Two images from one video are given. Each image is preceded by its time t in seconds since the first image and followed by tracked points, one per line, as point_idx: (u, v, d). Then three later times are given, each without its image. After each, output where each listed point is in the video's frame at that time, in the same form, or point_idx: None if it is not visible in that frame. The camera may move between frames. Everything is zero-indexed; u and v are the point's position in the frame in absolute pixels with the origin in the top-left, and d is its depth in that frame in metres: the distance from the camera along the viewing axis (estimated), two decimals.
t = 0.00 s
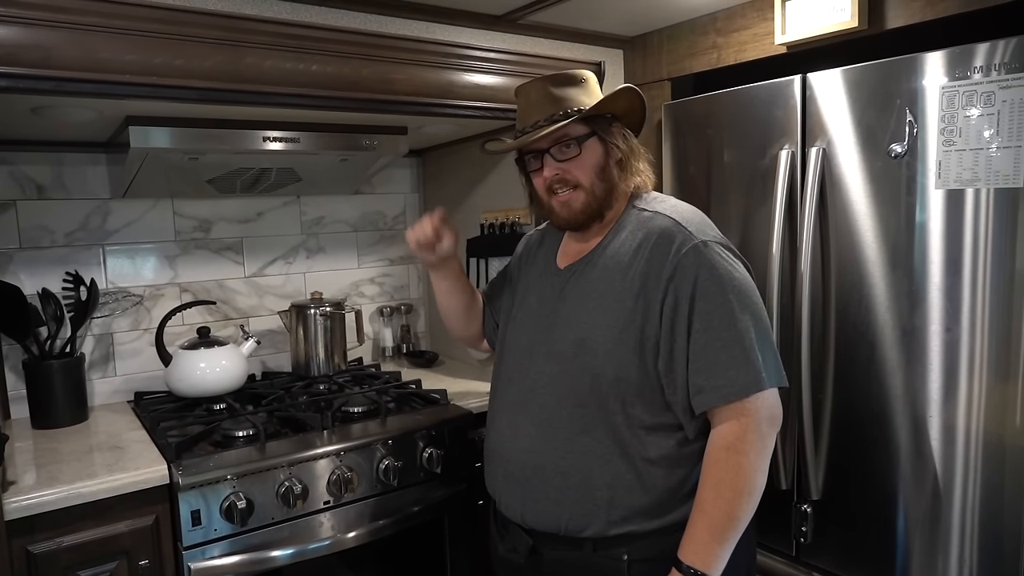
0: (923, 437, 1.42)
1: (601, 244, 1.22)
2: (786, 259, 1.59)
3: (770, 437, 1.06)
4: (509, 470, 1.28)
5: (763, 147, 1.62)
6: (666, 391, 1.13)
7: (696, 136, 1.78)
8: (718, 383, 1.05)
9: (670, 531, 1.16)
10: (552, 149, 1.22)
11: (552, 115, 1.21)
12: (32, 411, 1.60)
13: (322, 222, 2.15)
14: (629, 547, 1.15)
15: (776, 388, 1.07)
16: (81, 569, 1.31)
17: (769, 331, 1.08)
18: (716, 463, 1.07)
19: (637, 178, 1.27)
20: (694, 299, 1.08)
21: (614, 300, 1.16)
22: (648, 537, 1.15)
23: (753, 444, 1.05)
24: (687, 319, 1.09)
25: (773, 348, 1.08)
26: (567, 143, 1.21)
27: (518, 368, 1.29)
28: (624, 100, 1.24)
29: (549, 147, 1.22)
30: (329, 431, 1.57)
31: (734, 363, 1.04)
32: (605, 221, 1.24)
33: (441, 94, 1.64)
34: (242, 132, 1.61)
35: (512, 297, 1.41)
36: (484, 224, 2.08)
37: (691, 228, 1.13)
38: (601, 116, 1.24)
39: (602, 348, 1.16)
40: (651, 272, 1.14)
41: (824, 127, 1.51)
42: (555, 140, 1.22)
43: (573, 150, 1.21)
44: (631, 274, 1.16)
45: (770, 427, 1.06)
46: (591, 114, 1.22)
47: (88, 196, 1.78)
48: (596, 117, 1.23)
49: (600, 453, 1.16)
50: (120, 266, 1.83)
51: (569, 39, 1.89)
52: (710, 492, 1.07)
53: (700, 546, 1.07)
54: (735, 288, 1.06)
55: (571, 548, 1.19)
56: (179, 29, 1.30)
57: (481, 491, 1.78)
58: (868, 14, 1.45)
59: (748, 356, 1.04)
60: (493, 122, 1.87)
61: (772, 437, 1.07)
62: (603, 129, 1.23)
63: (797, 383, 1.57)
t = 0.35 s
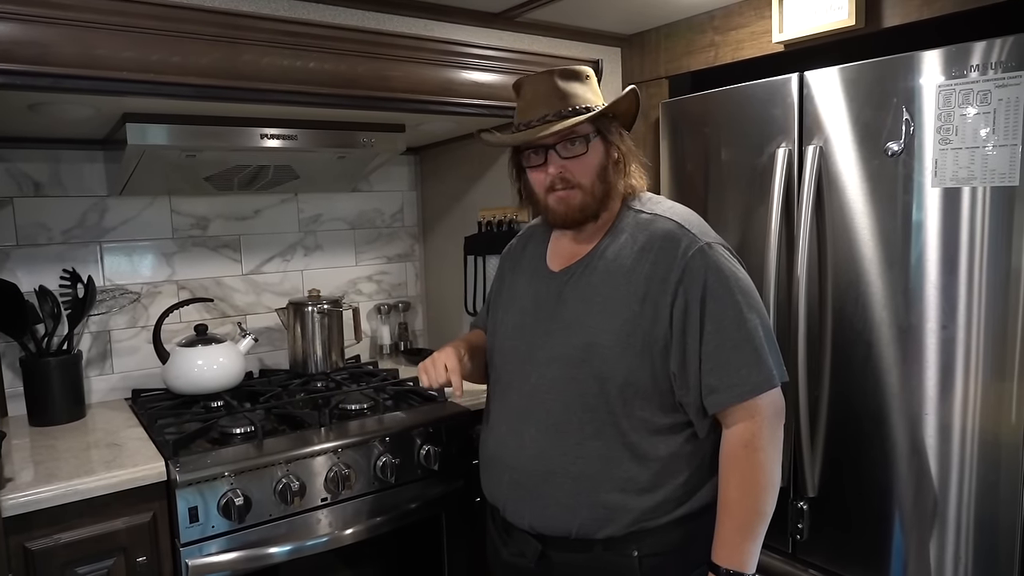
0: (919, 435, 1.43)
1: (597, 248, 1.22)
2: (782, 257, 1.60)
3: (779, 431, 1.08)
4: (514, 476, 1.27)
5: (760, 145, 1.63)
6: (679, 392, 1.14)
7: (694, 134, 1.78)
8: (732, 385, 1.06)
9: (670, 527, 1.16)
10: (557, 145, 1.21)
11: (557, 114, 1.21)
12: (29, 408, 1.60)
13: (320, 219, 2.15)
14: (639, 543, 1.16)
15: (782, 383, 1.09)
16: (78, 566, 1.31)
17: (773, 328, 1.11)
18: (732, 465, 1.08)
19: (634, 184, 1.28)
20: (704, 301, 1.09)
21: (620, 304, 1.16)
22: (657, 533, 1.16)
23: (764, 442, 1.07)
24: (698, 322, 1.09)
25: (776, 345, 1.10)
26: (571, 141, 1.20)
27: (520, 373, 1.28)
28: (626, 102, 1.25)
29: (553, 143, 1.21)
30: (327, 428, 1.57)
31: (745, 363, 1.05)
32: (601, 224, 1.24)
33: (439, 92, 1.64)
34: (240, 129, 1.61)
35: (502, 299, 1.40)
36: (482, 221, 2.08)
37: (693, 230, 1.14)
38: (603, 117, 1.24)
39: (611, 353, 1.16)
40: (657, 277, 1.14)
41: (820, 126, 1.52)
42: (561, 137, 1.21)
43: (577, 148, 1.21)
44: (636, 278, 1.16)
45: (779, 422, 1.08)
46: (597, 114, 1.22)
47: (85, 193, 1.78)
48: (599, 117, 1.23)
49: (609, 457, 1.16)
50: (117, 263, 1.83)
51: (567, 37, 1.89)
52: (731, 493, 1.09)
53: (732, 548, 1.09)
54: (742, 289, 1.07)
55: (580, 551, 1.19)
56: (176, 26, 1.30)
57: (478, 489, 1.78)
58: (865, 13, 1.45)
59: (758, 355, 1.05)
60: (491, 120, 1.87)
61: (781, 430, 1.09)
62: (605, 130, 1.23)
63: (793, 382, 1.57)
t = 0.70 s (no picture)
0: (917, 429, 1.43)
1: (601, 243, 1.22)
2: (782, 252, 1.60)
3: (779, 429, 1.08)
4: (516, 471, 1.27)
5: (759, 141, 1.63)
6: (681, 390, 1.14)
7: (693, 129, 1.78)
8: (737, 384, 1.05)
9: (671, 520, 1.17)
10: (507, 150, 1.25)
11: (499, 119, 1.25)
12: (28, 404, 1.60)
13: (318, 215, 2.14)
14: (639, 537, 1.16)
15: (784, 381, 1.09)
16: (78, 561, 1.31)
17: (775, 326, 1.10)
18: (730, 460, 1.08)
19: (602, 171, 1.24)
20: (708, 300, 1.08)
21: (624, 301, 1.16)
22: (659, 527, 1.16)
23: (764, 438, 1.07)
24: (701, 320, 1.09)
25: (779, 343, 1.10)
26: (516, 144, 1.24)
27: (524, 368, 1.28)
28: (578, 96, 1.21)
29: (505, 149, 1.26)
30: (326, 423, 1.57)
31: (748, 362, 1.05)
32: (576, 216, 1.26)
33: (437, 86, 1.64)
34: (238, 124, 1.61)
35: (506, 293, 1.40)
36: (481, 217, 2.07)
37: (698, 228, 1.13)
38: (555, 114, 1.22)
39: (616, 351, 1.16)
40: (661, 275, 1.14)
41: (820, 121, 1.52)
42: (510, 141, 1.25)
43: (524, 151, 1.23)
44: (640, 276, 1.16)
45: (779, 420, 1.08)
46: (537, 114, 1.21)
47: (83, 188, 1.77)
48: (547, 116, 1.22)
49: (614, 453, 1.17)
50: (116, 259, 1.82)
51: (566, 32, 1.88)
52: (726, 487, 1.09)
53: (725, 542, 1.09)
54: (745, 288, 1.07)
55: (581, 544, 1.20)
56: (174, 20, 1.30)
57: (477, 484, 1.78)
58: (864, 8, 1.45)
59: (762, 354, 1.05)
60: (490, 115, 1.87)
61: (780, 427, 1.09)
62: (554, 128, 1.22)
63: (792, 377, 1.57)
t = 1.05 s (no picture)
0: (913, 426, 1.43)
1: (592, 244, 1.22)
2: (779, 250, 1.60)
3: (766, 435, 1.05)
4: (505, 464, 1.29)
5: (757, 138, 1.63)
6: (661, 391, 1.13)
7: (690, 127, 1.78)
8: (714, 386, 1.03)
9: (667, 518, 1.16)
10: (503, 155, 1.26)
11: (491, 124, 1.26)
12: (24, 403, 1.59)
13: (315, 213, 2.14)
14: (623, 534, 1.16)
15: (772, 386, 1.06)
16: (75, 561, 1.31)
17: (761, 331, 1.07)
18: (705, 446, 1.04)
19: (596, 172, 1.23)
20: (687, 300, 1.07)
21: (607, 301, 1.16)
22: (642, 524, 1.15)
23: (749, 437, 1.03)
24: (680, 320, 1.08)
25: (766, 347, 1.07)
26: (509, 149, 1.24)
27: (518, 365, 1.30)
28: (568, 99, 1.21)
29: (501, 153, 1.26)
30: (323, 422, 1.57)
31: (728, 364, 1.03)
32: (573, 216, 1.26)
33: (434, 84, 1.64)
34: (234, 122, 1.61)
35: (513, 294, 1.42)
36: (478, 215, 2.07)
37: (682, 229, 1.12)
38: (546, 117, 1.23)
39: (596, 350, 1.16)
40: (643, 275, 1.13)
41: (816, 119, 1.52)
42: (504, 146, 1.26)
43: (518, 155, 1.23)
44: (623, 276, 1.15)
45: (766, 428, 1.05)
46: (527, 118, 1.22)
47: (79, 187, 1.77)
48: (538, 119, 1.22)
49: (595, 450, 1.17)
50: (111, 258, 1.82)
51: (563, 30, 1.88)
52: (693, 473, 1.03)
53: (676, 524, 1.01)
54: (727, 288, 1.05)
55: (565, 538, 1.21)
56: (171, 18, 1.29)
57: (475, 482, 1.78)
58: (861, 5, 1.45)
59: (742, 358, 1.03)
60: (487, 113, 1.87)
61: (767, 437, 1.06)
62: (545, 131, 1.22)
63: (790, 374, 1.58)
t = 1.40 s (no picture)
0: (909, 427, 1.44)
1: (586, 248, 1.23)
2: (774, 252, 1.60)
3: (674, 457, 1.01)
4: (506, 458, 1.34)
5: (752, 141, 1.63)
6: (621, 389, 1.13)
7: (685, 130, 1.78)
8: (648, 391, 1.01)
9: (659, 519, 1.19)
10: (504, 159, 1.26)
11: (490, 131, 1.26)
12: (19, 408, 1.59)
13: (311, 217, 2.14)
14: (605, 538, 1.21)
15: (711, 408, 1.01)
16: (70, 566, 1.30)
17: (718, 356, 1.02)
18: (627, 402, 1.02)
19: (594, 173, 1.23)
20: (644, 305, 1.06)
21: (587, 304, 1.18)
22: (627, 530, 1.19)
23: (660, 440, 1.00)
24: (635, 325, 1.07)
25: (720, 369, 1.02)
26: (509, 155, 1.24)
27: (513, 362, 1.34)
28: (564, 103, 1.19)
29: (502, 157, 1.26)
30: (320, 425, 1.57)
31: (665, 373, 1.00)
32: (573, 219, 1.26)
33: (430, 87, 1.64)
34: (230, 125, 1.60)
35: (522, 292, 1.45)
36: (474, 218, 2.07)
37: (663, 236, 1.11)
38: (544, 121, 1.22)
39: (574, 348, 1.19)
40: (618, 276, 1.14)
41: (811, 121, 1.52)
42: (505, 151, 1.26)
43: (518, 160, 1.23)
44: (604, 281, 1.16)
45: (683, 454, 1.01)
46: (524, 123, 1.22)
47: (74, 190, 1.76)
48: (535, 124, 1.22)
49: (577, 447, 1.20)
50: (107, 261, 1.81)
51: (559, 33, 1.89)
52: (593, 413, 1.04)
53: (546, 419, 1.05)
54: (686, 299, 1.02)
55: (551, 536, 1.27)
56: (166, 21, 1.29)
57: (472, 485, 1.78)
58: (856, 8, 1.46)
59: (686, 372, 1.00)
60: (483, 116, 1.87)
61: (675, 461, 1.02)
62: (543, 135, 1.21)
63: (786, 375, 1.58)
